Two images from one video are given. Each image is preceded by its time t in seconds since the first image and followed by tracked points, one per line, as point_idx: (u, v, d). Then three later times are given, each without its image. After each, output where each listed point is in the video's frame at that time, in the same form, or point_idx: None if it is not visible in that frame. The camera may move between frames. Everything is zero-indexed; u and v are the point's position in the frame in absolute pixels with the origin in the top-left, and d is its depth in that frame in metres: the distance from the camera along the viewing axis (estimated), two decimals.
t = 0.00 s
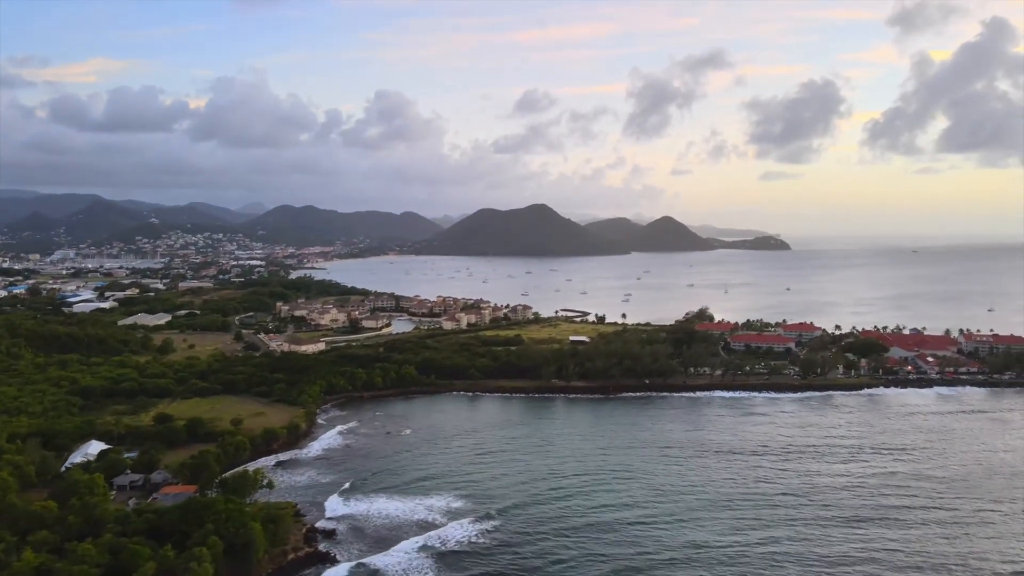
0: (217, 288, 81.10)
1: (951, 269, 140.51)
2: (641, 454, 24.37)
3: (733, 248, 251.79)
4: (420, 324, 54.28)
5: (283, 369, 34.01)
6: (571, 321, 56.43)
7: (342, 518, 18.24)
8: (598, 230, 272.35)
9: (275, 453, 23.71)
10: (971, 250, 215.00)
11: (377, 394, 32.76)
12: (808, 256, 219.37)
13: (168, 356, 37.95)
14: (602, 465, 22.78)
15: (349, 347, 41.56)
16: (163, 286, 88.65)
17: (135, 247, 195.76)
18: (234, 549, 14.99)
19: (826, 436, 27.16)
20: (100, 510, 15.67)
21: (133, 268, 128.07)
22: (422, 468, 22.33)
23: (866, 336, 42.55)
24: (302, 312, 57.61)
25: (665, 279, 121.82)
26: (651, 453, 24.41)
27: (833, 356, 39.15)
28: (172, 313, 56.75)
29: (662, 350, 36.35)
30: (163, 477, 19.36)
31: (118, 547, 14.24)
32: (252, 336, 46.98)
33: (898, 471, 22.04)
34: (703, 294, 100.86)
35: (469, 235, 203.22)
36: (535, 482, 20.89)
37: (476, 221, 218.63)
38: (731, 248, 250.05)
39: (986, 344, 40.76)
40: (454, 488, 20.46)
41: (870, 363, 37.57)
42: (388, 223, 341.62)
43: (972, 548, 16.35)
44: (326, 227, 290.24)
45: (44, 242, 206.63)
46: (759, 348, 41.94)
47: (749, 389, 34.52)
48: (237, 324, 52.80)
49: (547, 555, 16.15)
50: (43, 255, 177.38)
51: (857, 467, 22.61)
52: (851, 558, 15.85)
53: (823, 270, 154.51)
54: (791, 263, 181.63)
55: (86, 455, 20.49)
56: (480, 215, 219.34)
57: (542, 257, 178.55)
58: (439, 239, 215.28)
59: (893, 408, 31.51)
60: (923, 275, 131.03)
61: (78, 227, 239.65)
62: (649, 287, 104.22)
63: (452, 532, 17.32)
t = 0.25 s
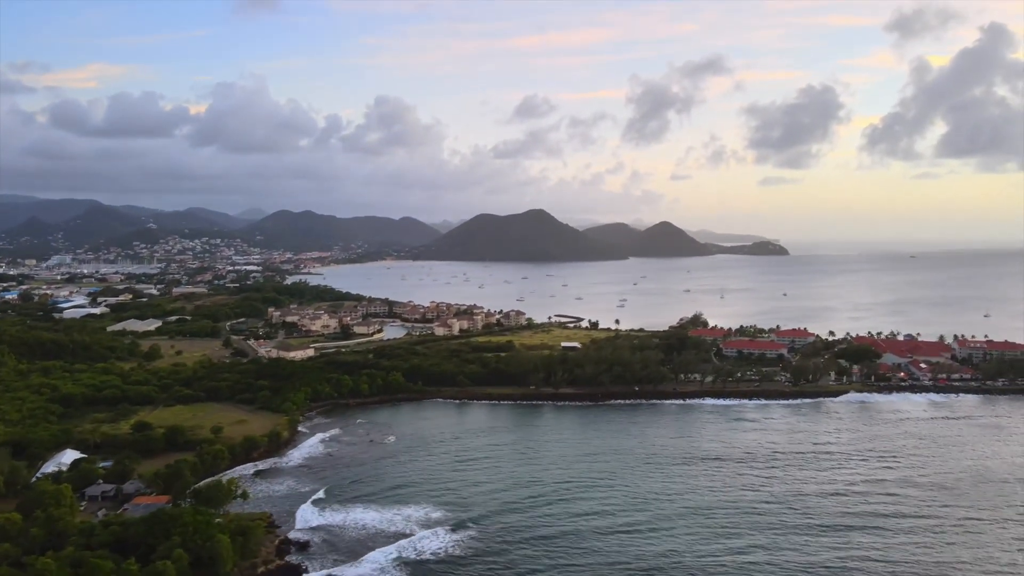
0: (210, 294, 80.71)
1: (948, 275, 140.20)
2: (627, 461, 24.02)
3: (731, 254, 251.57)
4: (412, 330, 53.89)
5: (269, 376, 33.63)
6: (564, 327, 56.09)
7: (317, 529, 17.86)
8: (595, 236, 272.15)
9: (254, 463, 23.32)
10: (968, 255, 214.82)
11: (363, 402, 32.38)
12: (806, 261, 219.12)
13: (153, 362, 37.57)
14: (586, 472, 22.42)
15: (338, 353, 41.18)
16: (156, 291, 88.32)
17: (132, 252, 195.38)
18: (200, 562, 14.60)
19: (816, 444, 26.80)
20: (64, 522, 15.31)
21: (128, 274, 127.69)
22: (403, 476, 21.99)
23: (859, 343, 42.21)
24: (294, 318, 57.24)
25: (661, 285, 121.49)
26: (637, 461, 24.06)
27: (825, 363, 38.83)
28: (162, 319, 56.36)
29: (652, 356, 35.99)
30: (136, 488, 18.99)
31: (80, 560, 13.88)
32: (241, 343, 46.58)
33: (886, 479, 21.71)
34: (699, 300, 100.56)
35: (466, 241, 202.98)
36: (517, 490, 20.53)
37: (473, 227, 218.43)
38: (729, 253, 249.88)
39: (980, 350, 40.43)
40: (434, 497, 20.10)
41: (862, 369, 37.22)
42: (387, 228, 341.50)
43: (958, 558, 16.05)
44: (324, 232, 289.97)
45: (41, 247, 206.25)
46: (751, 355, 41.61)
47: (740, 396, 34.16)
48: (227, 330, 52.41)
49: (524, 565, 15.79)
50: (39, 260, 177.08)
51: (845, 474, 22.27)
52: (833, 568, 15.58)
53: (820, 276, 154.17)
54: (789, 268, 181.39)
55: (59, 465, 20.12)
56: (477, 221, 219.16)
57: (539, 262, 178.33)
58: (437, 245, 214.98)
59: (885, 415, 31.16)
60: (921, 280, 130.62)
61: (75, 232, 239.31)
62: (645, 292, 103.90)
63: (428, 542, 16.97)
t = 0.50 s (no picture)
0: (203, 295, 80.36)
1: (946, 275, 139.88)
2: (610, 463, 23.75)
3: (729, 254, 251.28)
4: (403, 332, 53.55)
5: (254, 378, 33.31)
6: (556, 328, 55.78)
7: (289, 535, 17.53)
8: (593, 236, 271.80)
9: (231, 467, 22.99)
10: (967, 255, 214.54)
11: (348, 404, 32.06)
12: (805, 262, 218.75)
13: (138, 365, 37.25)
14: (567, 474, 22.13)
15: (325, 355, 40.85)
16: (149, 292, 88.02)
17: (129, 253, 195.03)
18: (163, 570, 14.26)
19: (803, 446, 26.53)
20: (26, 530, 15.02)
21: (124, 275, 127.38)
22: (382, 479, 21.70)
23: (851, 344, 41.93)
24: (284, 319, 56.93)
25: (657, 285, 121.21)
26: (620, 463, 23.79)
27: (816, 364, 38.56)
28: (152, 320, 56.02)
29: (641, 358, 35.68)
30: (106, 493, 18.68)
31: (38, 569, 13.58)
32: (229, 344, 46.27)
33: (871, 481, 21.45)
34: (694, 301, 100.28)
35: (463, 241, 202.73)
36: (496, 492, 20.25)
37: (470, 227, 218.15)
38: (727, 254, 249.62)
39: (973, 352, 40.15)
40: (411, 500, 19.81)
41: (853, 371, 36.93)
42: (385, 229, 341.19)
43: (937, 560, 15.84)
44: (322, 233, 289.58)
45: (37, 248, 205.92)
46: (742, 356, 41.33)
47: (729, 398, 33.87)
48: (216, 331, 52.09)
49: (497, 569, 15.52)
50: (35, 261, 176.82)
51: (830, 476, 22.00)
52: (810, 569, 15.38)
53: (818, 276, 153.84)
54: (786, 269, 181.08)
55: (30, 470, 19.83)
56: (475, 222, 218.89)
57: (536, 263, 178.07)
58: (434, 245, 214.64)
59: (875, 417, 30.88)
60: (918, 281, 130.41)
61: (72, 233, 238.96)
62: (640, 293, 103.61)
63: (401, 548, 16.55)
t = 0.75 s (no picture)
0: (196, 295, 79.74)
1: (944, 275, 139.61)
2: (595, 465, 23.48)
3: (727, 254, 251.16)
4: (394, 332, 53.22)
5: (238, 380, 32.99)
6: (548, 328, 55.49)
7: (262, 540, 17.18)
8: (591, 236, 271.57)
9: (209, 471, 22.67)
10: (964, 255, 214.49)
11: (333, 406, 31.77)
12: (803, 262, 218.46)
13: (123, 366, 36.90)
14: (550, 476, 21.85)
15: (314, 356, 40.55)
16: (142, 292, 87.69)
17: (126, 253, 194.58)
18: None
19: (791, 447, 26.25)
20: None
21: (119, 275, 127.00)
22: (362, 481, 21.42)
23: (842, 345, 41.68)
24: (275, 319, 56.62)
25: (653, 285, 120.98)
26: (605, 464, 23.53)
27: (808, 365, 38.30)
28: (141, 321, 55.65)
29: (631, 359, 35.38)
30: (78, 497, 18.36)
31: None
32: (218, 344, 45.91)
33: (857, 482, 21.19)
34: (690, 300, 100.07)
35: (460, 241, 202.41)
36: (476, 494, 19.97)
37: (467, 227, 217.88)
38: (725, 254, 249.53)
39: (964, 353, 39.89)
40: (390, 502, 19.52)
41: (844, 372, 36.65)
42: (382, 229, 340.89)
43: (917, 561, 15.69)
44: (320, 233, 289.09)
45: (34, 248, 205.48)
46: (733, 357, 41.06)
47: (718, 399, 33.58)
48: (205, 332, 51.76)
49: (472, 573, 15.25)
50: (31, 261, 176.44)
51: (816, 477, 21.74)
52: (790, 572, 15.13)
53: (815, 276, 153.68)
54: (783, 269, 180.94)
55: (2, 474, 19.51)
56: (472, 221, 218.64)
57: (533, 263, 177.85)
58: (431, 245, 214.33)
59: (864, 418, 30.61)
60: (914, 281, 130.28)
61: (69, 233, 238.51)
62: (635, 293, 103.38)
63: (376, 554, 16.22)
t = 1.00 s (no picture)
0: (190, 295, 79.44)
1: (943, 275, 139.17)
2: (576, 466, 23.21)
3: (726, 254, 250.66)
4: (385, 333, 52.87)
5: (223, 381, 32.71)
6: (540, 329, 55.16)
7: (232, 546, 16.88)
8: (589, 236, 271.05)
9: (186, 474, 22.40)
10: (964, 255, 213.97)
11: (318, 408, 31.47)
12: (801, 262, 217.84)
13: (108, 367, 36.62)
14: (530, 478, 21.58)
15: (301, 357, 40.25)
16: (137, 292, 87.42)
17: (123, 253, 194.37)
18: None
19: (777, 449, 25.95)
20: None
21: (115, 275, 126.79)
22: (339, 483, 21.15)
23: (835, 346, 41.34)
24: (266, 319, 56.30)
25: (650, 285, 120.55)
26: (587, 466, 23.24)
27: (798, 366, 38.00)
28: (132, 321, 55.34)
29: (619, 360, 35.08)
30: (46, 502, 18.14)
31: None
32: (207, 345, 45.62)
33: (839, 483, 20.93)
34: (687, 301, 99.63)
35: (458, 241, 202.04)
36: (453, 495, 19.70)
37: (465, 227, 217.48)
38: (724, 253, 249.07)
39: (957, 354, 39.53)
40: (365, 504, 19.25)
41: (835, 373, 36.36)
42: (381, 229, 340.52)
43: (892, 561, 15.50)
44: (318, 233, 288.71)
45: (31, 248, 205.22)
46: (724, 358, 40.75)
47: (707, 401, 33.28)
48: (195, 332, 51.48)
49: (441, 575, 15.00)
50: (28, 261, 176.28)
51: (798, 479, 21.46)
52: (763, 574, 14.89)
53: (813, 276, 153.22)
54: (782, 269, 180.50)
55: None
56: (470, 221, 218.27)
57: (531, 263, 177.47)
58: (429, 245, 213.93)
59: (853, 420, 30.31)
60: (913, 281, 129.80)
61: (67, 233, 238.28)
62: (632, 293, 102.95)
63: (347, 559, 15.90)
